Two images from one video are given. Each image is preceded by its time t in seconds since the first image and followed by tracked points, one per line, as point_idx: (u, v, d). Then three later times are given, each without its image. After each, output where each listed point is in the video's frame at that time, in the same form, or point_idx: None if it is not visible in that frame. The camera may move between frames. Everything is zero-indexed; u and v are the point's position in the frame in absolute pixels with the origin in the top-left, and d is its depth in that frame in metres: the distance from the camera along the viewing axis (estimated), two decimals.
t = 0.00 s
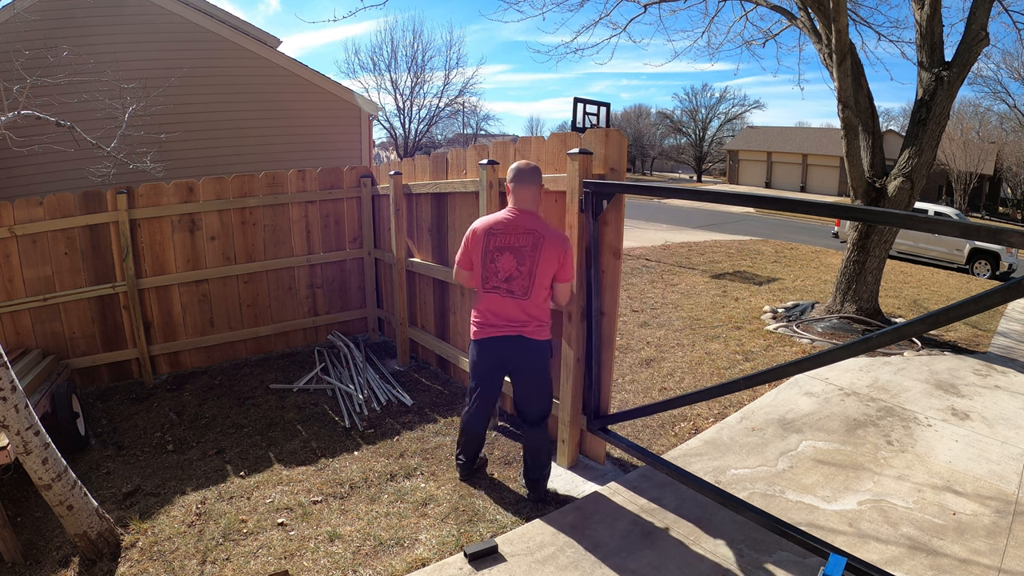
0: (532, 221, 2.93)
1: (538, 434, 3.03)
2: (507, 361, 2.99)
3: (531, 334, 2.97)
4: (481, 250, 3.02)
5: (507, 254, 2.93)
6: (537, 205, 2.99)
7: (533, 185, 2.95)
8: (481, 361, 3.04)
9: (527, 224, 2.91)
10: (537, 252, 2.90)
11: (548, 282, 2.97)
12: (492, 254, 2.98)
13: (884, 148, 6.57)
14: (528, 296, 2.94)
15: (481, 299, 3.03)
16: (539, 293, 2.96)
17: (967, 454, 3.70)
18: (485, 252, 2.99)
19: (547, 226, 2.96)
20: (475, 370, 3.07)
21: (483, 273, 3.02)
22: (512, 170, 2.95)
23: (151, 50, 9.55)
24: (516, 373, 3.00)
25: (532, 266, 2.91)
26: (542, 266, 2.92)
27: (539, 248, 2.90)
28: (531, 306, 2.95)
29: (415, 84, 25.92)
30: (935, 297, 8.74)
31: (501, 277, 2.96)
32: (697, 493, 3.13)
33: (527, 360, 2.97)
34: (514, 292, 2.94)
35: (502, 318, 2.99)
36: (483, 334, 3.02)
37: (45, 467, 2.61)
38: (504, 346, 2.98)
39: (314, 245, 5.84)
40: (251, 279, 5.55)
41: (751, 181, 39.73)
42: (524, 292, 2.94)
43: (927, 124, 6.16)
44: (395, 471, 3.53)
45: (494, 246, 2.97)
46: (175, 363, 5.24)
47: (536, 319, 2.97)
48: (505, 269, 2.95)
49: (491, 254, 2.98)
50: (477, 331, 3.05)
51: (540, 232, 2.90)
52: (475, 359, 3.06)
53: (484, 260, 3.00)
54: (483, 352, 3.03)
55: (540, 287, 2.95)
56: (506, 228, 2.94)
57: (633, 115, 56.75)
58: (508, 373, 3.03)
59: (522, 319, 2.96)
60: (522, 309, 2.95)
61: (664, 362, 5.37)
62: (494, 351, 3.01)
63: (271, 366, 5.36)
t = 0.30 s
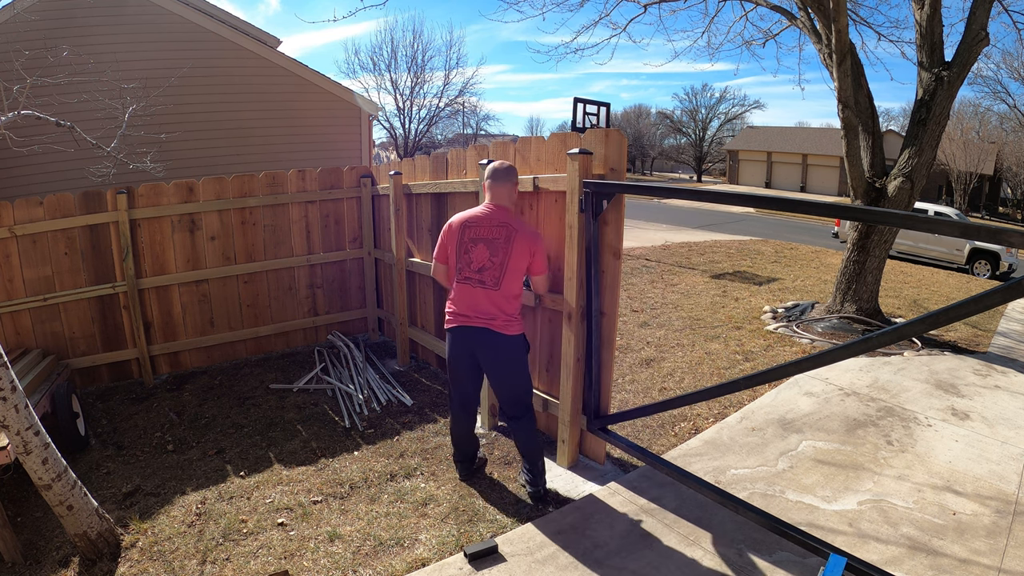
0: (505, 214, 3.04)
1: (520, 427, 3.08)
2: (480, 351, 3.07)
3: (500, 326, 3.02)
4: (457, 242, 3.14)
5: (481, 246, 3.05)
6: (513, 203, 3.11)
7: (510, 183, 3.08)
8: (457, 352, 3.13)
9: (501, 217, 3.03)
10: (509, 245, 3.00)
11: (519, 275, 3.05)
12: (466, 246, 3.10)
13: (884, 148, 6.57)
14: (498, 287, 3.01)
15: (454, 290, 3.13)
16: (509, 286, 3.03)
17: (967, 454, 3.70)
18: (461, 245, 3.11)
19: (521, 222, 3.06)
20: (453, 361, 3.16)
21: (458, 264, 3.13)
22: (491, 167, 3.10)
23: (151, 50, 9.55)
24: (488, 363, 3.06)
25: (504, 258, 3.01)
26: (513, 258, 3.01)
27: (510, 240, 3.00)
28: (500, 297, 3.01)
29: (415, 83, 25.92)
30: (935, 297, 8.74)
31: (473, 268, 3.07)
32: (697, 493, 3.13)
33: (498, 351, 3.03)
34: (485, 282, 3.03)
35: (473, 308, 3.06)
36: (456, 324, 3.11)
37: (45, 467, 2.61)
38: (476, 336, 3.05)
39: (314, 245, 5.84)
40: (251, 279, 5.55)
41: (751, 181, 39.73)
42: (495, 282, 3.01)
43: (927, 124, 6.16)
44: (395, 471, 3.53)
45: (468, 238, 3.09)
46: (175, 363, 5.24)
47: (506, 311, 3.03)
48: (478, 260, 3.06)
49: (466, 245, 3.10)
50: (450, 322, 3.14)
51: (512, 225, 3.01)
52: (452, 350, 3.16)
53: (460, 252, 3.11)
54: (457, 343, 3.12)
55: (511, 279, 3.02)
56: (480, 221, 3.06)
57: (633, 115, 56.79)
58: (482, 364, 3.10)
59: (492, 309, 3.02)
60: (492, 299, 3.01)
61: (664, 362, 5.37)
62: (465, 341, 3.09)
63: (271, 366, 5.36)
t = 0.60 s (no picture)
0: (492, 212, 3.06)
1: (511, 423, 3.09)
2: (467, 346, 3.07)
3: (485, 321, 3.02)
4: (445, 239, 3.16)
5: (467, 242, 3.06)
6: (503, 202, 3.13)
7: (500, 183, 3.11)
8: (445, 348, 3.15)
9: (487, 214, 3.04)
10: (495, 241, 3.00)
11: (506, 271, 3.06)
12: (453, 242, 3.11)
13: (884, 149, 6.57)
14: (484, 282, 3.01)
15: (441, 286, 3.15)
16: (494, 281, 3.02)
17: (967, 455, 3.70)
18: (448, 241, 3.13)
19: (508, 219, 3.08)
20: (442, 358, 3.18)
21: (445, 261, 3.15)
22: (482, 167, 3.14)
23: (151, 50, 9.55)
24: (475, 359, 3.07)
25: (489, 254, 3.01)
26: (499, 254, 3.01)
27: (495, 236, 3.00)
28: (486, 293, 3.02)
29: (415, 84, 25.91)
30: (935, 297, 8.74)
31: (460, 264, 3.08)
32: (697, 493, 3.13)
33: (485, 346, 3.04)
34: (471, 278, 3.03)
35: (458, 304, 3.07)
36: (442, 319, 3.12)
37: (45, 467, 2.61)
38: (461, 331, 3.06)
39: (314, 245, 5.84)
40: (251, 279, 5.55)
41: (751, 181, 39.73)
42: (481, 278, 3.02)
43: (927, 124, 6.16)
44: (395, 471, 3.53)
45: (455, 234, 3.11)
46: (175, 363, 5.24)
47: (491, 306, 3.03)
48: (464, 256, 3.07)
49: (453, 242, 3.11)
50: (438, 317, 3.15)
51: (498, 222, 3.02)
52: (440, 346, 3.18)
53: (447, 248, 3.13)
54: (445, 338, 3.13)
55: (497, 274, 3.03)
56: (467, 218, 3.08)
57: (633, 115, 56.79)
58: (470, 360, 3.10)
59: (477, 304, 3.03)
60: (478, 294, 3.02)
61: (664, 362, 5.37)
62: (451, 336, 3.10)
63: (271, 366, 5.36)
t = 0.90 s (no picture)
0: (486, 211, 3.06)
1: (510, 421, 3.09)
2: (465, 345, 3.07)
3: (481, 320, 3.02)
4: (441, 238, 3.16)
5: (461, 241, 3.07)
6: (498, 201, 3.13)
7: (495, 182, 3.11)
8: (442, 348, 3.15)
9: (481, 213, 3.04)
10: (488, 239, 3.00)
11: (501, 270, 3.05)
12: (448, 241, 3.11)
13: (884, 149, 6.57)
14: (478, 281, 3.01)
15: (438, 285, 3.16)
16: (487, 279, 3.02)
17: (967, 454, 3.70)
18: (443, 241, 3.14)
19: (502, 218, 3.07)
20: (440, 358, 3.18)
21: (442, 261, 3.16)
22: (478, 167, 3.14)
23: (152, 50, 9.55)
24: (474, 357, 3.07)
25: (482, 252, 3.01)
26: (492, 252, 3.01)
27: (489, 234, 3.00)
28: (481, 291, 3.02)
29: (415, 84, 25.90)
30: (935, 297, 8.74)
31: (454, 263, 3.08)
32: (697, 493, 3.13)
33: (482, 344, 3.04)
34: (465, 276, 3.04)
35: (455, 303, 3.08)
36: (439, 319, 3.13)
37: (45, 467, 2.61)
38: (458, 329, 3.07)
39: (314, 245, 5.84)
40: (251, 279, 5.55)
41: (751, 181, 39.72)
42: (475, 276, 3.02)
43: (927, 124, 6.16)
44: (395, 471, 3.53)
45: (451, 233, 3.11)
46: (175, 363, 5.24)
47: (487, 305, 3.03)
48: (458, 255, 3.07)
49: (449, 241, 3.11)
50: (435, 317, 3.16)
51: (492, 220, 3.01)
52: (438, 346, 3.18)
53: (442, 248, 3.15)
54: (442, 337, 3.14)
55: (492, 272, 3.02)
56: (462, 217, 3.08)
57: (633, 115, 56.80)
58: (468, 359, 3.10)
59: (473, 303, 3.03)
60: (473, 292, 3.03)
61: (664, 362, 5.37)
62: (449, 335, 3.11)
63: (271, 366, 5.36)
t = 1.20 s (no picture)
0: (485, 210, 3.06)
1: (511, 419, 3.10)
2: (464, 344, 3.07)
3: (480, 320, 3.02)
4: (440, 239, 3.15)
5: (459, 241, 3.06)
6: (496, 201, 3.13)
7: (493, 182, 3.11)
8: (441, 348, 3.15)
9: (480, 214, 3.04)
10: (486, 239, 3.00)
11: (499, 269, 3.05)
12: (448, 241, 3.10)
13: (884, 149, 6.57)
14: (477, 281, 3.01)
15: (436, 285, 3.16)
16: (486, 279, 3.02)
17: (967, 454, 3.70)
18: (441, 241, 3.14)
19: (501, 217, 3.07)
20: (439, 358, 3.18)
21: (440, 261, 3.16)
22: (476, 167, 3.13)
23: (152, 50, 9.55)
24: (473, 357, 3.07)
25: (480, 252, 3.01)
26: (490, 252, 3.01)
27: (488, 234, 3.00)
28: (479, 291, 3.02)
29: (415, 83, 25.90)
30: (935, 297, 8.74)
31: (452, 263, 3.08)
32: (697, 493, 3.13)
33: (481, 344, 3.04)
34: (463, 276, 3.04)
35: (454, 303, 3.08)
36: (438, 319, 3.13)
37: (45, 467, 2.61)
38: (457, 329, 3.07)
39: (314, 245, 5.84)
40: (251, 279, 5.55)
41: (751, 181, 39.72)
42: (473, 276, 3.02)
43: (927, 124, 6.16)
44: (395, 471, 3.53)
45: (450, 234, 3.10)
46: (175, 363, 5.24)
47: (486, 305, 3.03)
48: (456, 255, 3.07)
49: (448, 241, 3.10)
50: (433, 317, 3.16)
51: (491, 221, 3.01)
52: (437, 346, 3.18)
53: (440, 248, 3.15)
54: (441, 337, 3.13)
55: (491, 272, 3.03)
56: (460, 217, 3.08)
57: (633, 116, 56.80)
58: (468, 358, 3.10)
59: (471, 302, 3.03)
60: (471, 292, 3.03)
61: (664, 362, 5.37)
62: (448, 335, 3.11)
63: (271, 366, 5.36)
